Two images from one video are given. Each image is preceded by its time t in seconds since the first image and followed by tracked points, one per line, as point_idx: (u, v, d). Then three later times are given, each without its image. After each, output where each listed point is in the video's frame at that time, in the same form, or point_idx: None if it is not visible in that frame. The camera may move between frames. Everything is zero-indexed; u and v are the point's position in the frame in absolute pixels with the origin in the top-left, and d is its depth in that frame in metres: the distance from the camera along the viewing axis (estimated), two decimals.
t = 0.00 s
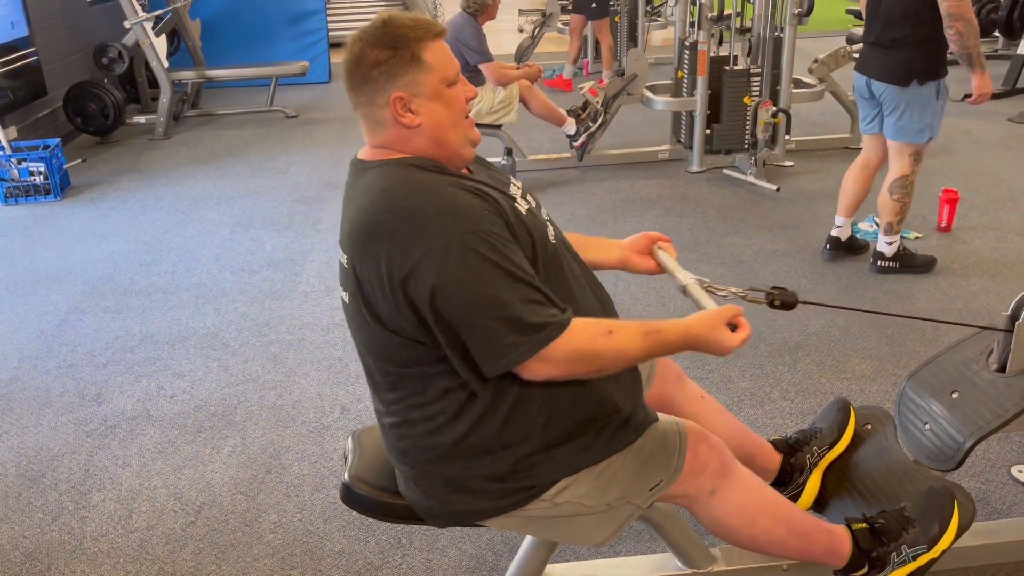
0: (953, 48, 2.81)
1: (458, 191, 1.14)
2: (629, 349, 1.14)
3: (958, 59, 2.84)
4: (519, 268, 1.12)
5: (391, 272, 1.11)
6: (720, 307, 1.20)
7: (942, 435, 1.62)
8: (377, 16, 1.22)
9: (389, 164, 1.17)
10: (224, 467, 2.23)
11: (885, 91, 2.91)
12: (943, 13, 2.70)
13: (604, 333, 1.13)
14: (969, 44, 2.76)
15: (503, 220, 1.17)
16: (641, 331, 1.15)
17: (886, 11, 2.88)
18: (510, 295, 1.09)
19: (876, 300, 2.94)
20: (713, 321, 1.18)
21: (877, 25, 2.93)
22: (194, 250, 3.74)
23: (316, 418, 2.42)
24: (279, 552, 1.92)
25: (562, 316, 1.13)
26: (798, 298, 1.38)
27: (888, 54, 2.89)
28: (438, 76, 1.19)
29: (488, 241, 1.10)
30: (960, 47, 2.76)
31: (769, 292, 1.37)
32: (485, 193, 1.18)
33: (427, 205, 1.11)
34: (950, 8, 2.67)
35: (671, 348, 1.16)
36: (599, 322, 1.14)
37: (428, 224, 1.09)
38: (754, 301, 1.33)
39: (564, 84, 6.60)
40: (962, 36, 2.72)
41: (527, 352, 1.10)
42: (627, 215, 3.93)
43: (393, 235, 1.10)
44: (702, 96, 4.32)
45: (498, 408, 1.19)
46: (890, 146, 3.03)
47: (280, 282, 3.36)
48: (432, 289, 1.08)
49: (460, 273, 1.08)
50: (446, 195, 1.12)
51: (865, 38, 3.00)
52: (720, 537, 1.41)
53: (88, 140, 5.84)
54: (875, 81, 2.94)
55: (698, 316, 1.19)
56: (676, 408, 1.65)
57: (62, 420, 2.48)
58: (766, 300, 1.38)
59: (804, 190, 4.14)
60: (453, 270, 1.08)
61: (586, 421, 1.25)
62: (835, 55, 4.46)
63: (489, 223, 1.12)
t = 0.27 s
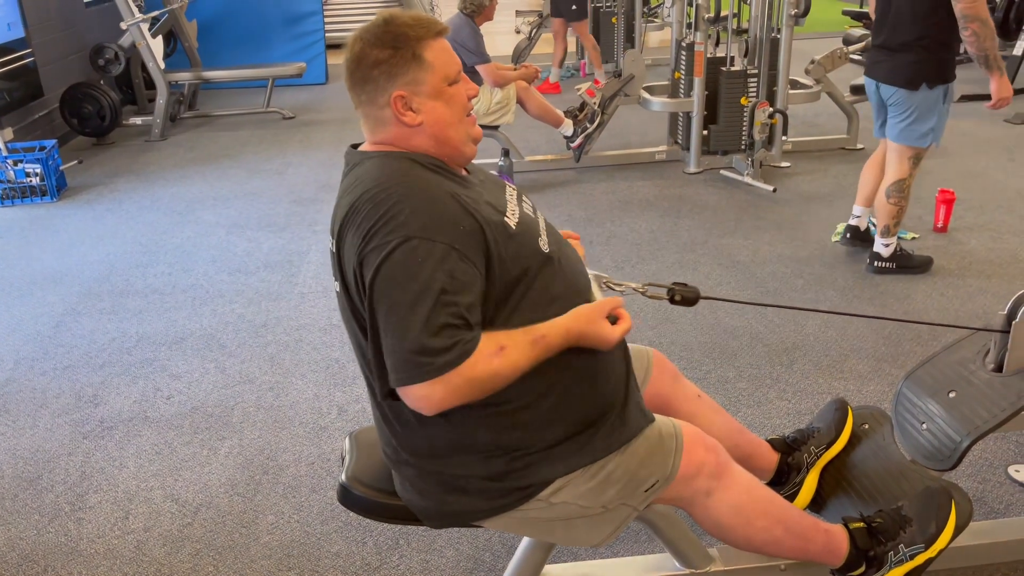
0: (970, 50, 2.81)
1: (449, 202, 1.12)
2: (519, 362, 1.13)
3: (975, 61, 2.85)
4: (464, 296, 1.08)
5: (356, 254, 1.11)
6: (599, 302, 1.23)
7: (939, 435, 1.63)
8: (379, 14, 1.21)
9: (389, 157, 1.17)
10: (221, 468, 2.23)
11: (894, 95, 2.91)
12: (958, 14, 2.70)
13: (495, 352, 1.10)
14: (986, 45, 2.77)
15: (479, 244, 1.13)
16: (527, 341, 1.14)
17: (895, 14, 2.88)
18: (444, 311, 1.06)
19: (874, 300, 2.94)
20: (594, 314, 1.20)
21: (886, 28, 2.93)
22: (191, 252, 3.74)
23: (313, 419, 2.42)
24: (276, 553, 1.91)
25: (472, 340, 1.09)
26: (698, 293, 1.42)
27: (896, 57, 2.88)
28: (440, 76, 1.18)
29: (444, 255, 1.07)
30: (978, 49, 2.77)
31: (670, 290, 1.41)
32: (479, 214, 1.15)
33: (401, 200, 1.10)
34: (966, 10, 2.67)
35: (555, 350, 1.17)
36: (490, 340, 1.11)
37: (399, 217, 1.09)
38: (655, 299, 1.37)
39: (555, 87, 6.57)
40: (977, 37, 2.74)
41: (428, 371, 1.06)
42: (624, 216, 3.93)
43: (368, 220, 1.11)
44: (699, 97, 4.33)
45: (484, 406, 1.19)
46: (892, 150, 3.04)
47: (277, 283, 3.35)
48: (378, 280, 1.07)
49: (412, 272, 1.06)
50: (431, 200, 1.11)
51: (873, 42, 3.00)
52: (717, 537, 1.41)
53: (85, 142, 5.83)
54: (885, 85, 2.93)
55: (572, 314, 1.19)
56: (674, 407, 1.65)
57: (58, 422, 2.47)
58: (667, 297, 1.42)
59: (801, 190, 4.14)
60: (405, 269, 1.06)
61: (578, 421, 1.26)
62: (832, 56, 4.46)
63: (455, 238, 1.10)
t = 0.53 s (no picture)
0: (968, 50, 2.81)
1: (443, 203, 1.12)
2: (547, 363, 1.14)
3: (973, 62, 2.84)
4: (473, 297, 1.09)
5: (356, 268, 1.10)
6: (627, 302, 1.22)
7: (936, 434, 1.63)
8: (365, 16, 1.21)
9: (377, 163, 1.17)
10: (218, 469, 2.22)
11: (901, 95, 2.90)
12: (958, 14, 2.70)
13: (520, 351, 1.12)
14: (985, 46, 2.75)
15: (477, 243, 1.14)
16: (553, 343, 1.15)
17: (899, 14, 2.88)
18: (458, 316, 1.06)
19: (871, 300, 2.94)
20: (618, 318, 1.19)
21: (890, 29, 2.93)
22: (188, 252, 3.73)
23: (310, 419, 2.42)
24: (273, 554, 1.91)
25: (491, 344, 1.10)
26: (724, 297, 1.42)
27: (902, 57, 2.88)
28: (426, 77, 1.18)
29: (447, 260, 1.07)
30: (976, 49, 2.76)
31: (695, 292, 1.41)
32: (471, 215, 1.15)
33: (398, 209, 1.10)
34: (966, 10, 2.67)
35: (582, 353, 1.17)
36: (514, 341, 1.13)
37: (397, 226, 1.08)
38: (681, 301, 1.37)
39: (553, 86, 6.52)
40: (977, 37, 2.73)
41: (446, 380, 1.07)
42: (622, 216, 3.93)
43: (364, 232, 1.10)
44: (697, 97, 4.33)
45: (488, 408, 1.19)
46: (895, 151, 3.04)
47: (274, 283, 3.35)
48: (382, 294, 1.07)
49: (420, 278, 1.06)
50: (428, 204, 1.11)
51: (878, 43, 3.00)
52: (715, 537, 1.41)
53: (82, 142, 5.82)
54: (892, 86, 2.93)
55: (601, 316, 1.19)
56: (671, 408, 1.65)
57: (55, 422, 2.47)
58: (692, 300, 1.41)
59: (799, 191, 4.14)
60: (413, 277, 1.05)
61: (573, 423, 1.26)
62: (830, 56, 4.46)
63: (456, 241, 1.10)
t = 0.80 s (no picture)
0: (972, 50, 2.82)
1: (455, 193, 1.14)
2: (637, 349, 1.15)
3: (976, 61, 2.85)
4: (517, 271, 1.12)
5: (387, 279, 1.09)
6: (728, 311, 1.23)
7: (935, 434, 1.63)
8: (362, 16, 1.21)
9: (375, 165, 1.17)
10: (217, 468, 2.22)
11: (900, 96, 2.90)
12: (962, 15, 2.70)
13: (609, 331, 1.13)
14: (988, 45, 2.77)
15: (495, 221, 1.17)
16: (649, 334, 1.16)
17: (901, 14, 2.88)
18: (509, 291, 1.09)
19: (870, 300, 2.95)
20: (718, 327, 1.21)
21: (891, 29, 2.92)
22: (187, 250, 3.73)
23: (309, 418, 2.42)
24: (271, 553, 1.91)
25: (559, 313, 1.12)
26: (806, 307, 1.36)
27: (902, 58, 2.88)
28: (423, 77, 1.18)
29: (484, 242, 1.10)
30: (980, 48, 2.77)
31: (778, 300, 1.35)
32: (475, 193, 1.18)
33: (422, 208, 1.11)
34: (970, 11, 2.67)
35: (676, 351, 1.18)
36: (605, 320, 1.14)
37: (425, 226, 1.09)
38: (767, 311, 1.31)
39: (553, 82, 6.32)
40: (981, 37, 2.74)
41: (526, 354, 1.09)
42: (621, 215, 3.93)
43: (389, 240, 1.10)
44: (696, 96, 4.33)
45: (493, 409, 1.18)
46: (895, 152, 3.03)
47: (273, 282, 3.35)
48: (428, 294, 1.07)
49: (456, 273, 1.07)
50: (442, 197, 1.12)
51: (879, 43, 2.99)
52: (713, 536, 1.41)
53: (81, 141, 5.81)
54: (891, 87, 2.93)
55: (706, 323, 1.20)
56: (670, 407, 1.65)
57: (53, 422, 2.47)
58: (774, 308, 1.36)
59: (797, 190, 4.14)
60: (453, 271, 1.07)
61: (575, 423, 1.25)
62: (829, 56, 4.45)
63: (483, 224, 1.12)
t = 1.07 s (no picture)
0: (972, 52, 2.82)
1: (460, 184, 1.16)
2: (672, 324, 1.20)
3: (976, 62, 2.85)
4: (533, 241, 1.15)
5: (407, 276, 1.10)
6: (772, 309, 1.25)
7: (933, 433, 1.63)
8: (367, 14, 1.21)
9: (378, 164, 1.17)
10: (216, 466, 2.22)
11: (900, 96, 2.90)
12: (962, 16, 2.70)
13: (647, 302, 1.18)
14: (988, 47, 2.76)
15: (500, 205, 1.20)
16: (688, 316, 1.20)
17: (901, 13, 2.88)
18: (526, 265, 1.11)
19: (869, 299, 2.95)
20: (765, 325, 1.23)
21: (891, 29, 2.92)
22: (186, 249, 3.73)
23: (308, 417, 2.42)
24: (269, 551, 1.91)
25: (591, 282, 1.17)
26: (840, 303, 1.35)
27: (903, 58, 2.88)
28: (428, 76, 1.18)
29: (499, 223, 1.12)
30: (980, 50, 2.76)
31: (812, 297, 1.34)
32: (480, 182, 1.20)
33: (435, 203, 1.12)
34: (971, 11, 2.67)
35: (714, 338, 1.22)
36: (645, 293, 1.19)
37: (442, 217, 1.11)
38: (801, 305, 1.29)
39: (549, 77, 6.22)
40: (981, 39, 2.73)
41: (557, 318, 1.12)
42: (620, 214, 3.93)
43: (404, 238, 1.11)
44: (696, 95, 4.33)
45: (499, 406, 1.19)
46: (895, 152, 3.03)
47: (272, 280, 3.35)
48: (452, 284, 1.09)
49: (473, 263, 1.09)
50: (449, 190, 1.14)
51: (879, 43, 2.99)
52: (712, 535, 1.41)
53: (80, 139, 5.81)
54: (891, 87, 2.93)
55: (750, 317, 1.23)
56: (670, 406, 1.65)
57: (52, 420, 2.47)
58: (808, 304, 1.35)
59: (797, 189, 4.14)
60: (472, 260, 1.09)
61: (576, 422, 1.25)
62: (828, 55, 4.45)
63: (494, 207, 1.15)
